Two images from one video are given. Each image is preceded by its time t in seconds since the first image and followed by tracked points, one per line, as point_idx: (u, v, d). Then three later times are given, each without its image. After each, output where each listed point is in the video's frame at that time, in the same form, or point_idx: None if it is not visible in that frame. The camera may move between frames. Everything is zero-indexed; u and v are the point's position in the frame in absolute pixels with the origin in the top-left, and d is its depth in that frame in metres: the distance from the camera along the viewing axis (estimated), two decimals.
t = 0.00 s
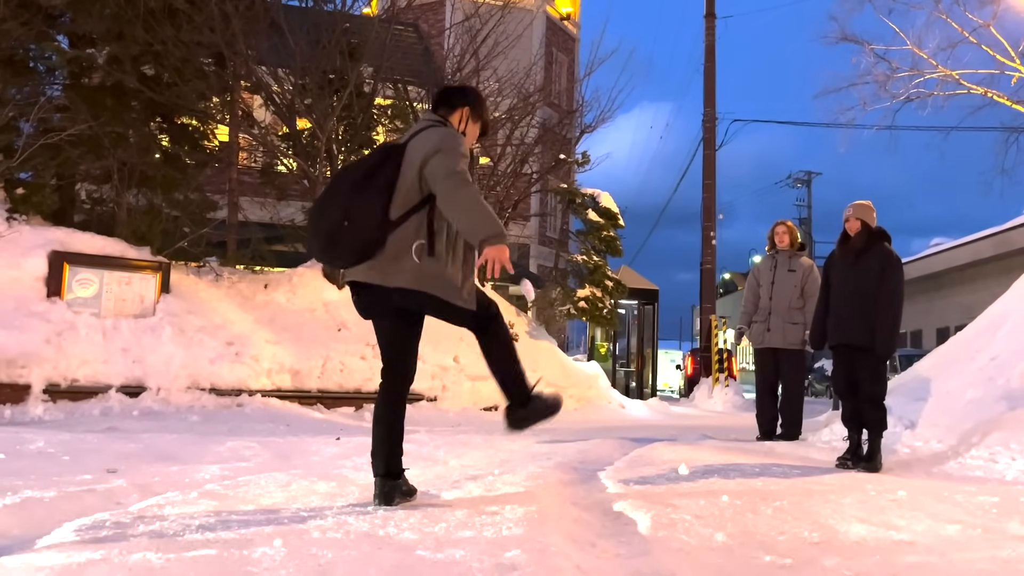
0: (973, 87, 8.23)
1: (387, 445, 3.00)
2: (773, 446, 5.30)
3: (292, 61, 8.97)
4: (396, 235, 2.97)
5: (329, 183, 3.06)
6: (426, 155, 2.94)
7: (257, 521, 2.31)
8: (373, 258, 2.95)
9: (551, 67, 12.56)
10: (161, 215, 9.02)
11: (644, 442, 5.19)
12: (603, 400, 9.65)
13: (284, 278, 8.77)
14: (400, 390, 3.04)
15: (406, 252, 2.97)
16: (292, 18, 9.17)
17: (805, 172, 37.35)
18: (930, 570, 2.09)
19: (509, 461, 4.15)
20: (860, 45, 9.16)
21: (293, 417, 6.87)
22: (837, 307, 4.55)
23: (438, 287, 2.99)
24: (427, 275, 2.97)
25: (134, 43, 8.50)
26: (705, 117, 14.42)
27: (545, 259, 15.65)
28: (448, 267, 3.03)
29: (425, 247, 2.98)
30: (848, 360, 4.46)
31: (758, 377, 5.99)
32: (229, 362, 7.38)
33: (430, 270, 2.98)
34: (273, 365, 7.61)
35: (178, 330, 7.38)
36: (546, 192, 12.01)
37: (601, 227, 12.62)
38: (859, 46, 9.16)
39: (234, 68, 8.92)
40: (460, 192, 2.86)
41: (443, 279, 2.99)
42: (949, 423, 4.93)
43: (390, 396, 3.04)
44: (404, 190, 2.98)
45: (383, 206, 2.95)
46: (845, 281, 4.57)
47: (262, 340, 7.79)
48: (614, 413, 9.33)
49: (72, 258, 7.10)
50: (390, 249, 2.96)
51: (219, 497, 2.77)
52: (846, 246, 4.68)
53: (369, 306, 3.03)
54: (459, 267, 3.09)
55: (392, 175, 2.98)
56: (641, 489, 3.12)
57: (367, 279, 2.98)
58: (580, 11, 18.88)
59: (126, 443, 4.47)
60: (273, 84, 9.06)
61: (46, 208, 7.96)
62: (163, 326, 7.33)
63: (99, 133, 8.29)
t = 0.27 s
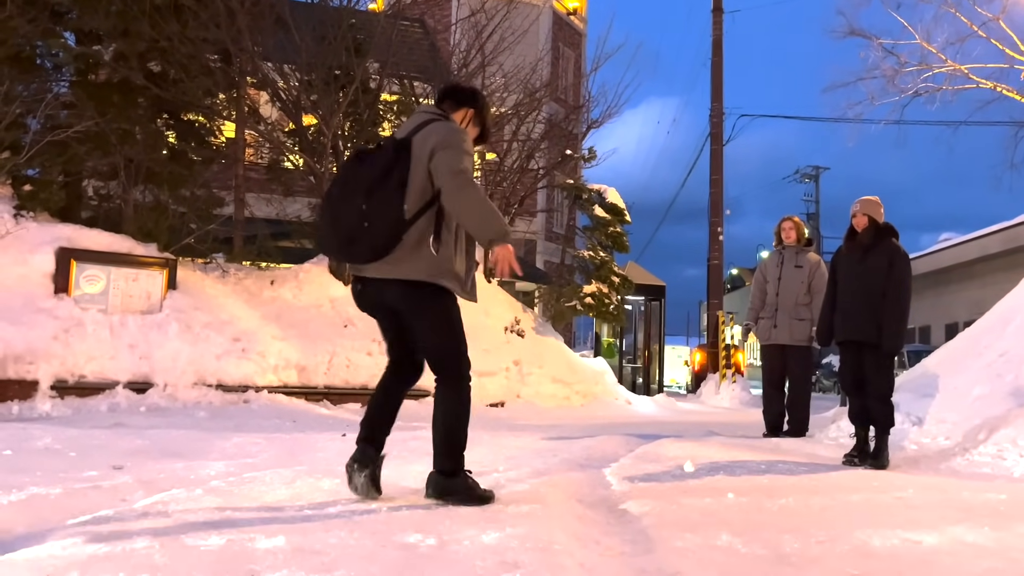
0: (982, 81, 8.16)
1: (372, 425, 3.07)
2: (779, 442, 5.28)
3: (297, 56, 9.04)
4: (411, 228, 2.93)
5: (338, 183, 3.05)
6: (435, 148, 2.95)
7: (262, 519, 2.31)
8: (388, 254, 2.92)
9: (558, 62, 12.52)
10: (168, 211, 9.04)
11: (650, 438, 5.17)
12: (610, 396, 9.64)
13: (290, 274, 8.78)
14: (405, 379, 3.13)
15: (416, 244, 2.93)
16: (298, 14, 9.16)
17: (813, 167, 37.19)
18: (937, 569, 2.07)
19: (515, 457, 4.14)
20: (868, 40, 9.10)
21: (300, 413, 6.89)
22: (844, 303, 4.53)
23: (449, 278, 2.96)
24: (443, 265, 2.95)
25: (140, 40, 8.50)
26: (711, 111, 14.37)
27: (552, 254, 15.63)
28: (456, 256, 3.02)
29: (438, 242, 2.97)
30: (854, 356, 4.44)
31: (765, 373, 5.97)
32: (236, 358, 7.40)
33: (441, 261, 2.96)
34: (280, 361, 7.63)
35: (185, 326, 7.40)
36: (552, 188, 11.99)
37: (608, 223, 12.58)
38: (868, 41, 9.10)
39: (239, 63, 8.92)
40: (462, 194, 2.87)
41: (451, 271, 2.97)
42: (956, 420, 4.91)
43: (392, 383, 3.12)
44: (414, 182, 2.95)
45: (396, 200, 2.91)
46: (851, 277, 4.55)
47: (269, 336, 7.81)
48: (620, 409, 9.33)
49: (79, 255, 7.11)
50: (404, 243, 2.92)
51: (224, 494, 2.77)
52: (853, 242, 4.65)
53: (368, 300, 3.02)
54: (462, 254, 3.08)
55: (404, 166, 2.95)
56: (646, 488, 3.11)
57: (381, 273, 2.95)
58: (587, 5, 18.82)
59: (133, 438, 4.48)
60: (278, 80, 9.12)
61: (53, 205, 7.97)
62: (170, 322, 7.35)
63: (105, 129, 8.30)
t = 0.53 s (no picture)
0: (1000, 65, 8.03)
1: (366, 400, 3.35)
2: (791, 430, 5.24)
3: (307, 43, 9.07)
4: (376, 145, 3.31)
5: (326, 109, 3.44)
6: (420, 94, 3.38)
7: (264, 505, 2.31)
8: (344, 166, 3.30)
9: (569, 48, 12.43)
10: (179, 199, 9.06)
11: (660, 426, 5.14)
12: (622, 383, 9.62)
13: (301, 262, 8.79)
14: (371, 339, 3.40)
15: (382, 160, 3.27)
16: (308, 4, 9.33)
17: (829, 154, 36.85)
18: (947, 559, 2.04)
19: (523, 445, 4.13)
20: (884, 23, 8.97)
21: (311, 400, 6.90)
22: (856, 288, 4.47)
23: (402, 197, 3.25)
24: (410, 181, 3.27)
25: (151, 27, 8.52)
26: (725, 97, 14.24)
27: (564, 242, 15.58)
28: (427, 181, 3.33)
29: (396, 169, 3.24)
30: (866, 343, 4.39)
31: (776, 361, 5.92)
32: (246, 346, 7.41)
33: (409, 180, 3.27)
34: (291, 349, 7.64)
35: (196, 314, 7.41)
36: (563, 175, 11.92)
37: (620, 211, 12.48)
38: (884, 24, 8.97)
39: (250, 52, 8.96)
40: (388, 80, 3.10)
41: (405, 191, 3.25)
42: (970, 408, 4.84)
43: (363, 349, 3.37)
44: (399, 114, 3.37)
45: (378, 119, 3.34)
46: (864, 262, 4.49)
47: (280, 324, 7.82)
48: (632, 396, 9.31)
49: (91, 243, 7.13)
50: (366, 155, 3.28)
51: (228, 480, 2.77)
52: (866, 227, 4.59)
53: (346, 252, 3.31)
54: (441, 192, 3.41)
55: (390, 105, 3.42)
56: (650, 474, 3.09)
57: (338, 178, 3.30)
58: None
59: (143, 426, 4.49)
60: (287, 66, 9.02)
61: (66, 193, 8.01)
62: (182, 310, 7.37)
63: (115, 117, 8.30)
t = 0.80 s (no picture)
0: None
1: (365, 450, 2.97)
2: (825, 430, 5.12)
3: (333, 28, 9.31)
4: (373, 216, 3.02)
5: (327, 154, 3.12)
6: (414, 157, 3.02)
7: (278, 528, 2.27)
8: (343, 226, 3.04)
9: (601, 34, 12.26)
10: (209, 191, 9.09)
11: (690, 425, 5.05)
12: (651, 374, 9.52)
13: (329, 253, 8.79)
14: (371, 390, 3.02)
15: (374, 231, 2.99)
16: None
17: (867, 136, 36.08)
18: None
19: (548, 449, 4.07)
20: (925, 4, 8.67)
21: (338, 393, 6.91)
22: (892, 288, 4.33)
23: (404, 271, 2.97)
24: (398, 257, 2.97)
25: (177, 20, 8.17)
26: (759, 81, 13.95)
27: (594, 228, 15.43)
28: (419, 251, 3.01)
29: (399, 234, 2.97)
30: (903, 344, 4.26)
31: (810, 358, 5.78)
32: (275, 338, 7.43)
33: (400, 255, 2.97)
34: (319, 341, 7.63)
35: (225, 307, 7.44)
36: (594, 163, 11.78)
37: (650, 198, 12.28)
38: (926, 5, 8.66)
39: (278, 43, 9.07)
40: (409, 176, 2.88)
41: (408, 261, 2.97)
42: (1014, 407, 4.68)
43: (362, 399, 3.00)
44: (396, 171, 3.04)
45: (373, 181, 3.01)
46: (901, 261, 4.34)
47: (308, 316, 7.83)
48: (661, 387, 9.23)
49: (122, 237, 7.20)
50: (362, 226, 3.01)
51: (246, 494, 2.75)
52: (905, 224, 4.43)
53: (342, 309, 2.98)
54: (432, 254, 3.08)
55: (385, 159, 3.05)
56: (677, 491, 3.03)
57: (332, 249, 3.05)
58: None
59: (170, 424, 4.50)
60: (314, 57, 9.30)
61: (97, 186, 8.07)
62: (211, 302, 7.40)
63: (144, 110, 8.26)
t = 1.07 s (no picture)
0: None
1: (409, 482, 2.98)
2: (899, 460, 4.89)
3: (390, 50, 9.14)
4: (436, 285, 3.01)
5: (386, 211, 3.02)
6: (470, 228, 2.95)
7: None
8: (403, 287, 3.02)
9: (657, 51, 12.16)
10: (270, 214, 9.24)
11: (756, 455, 4.88)
12: (713, 396, 9.30)
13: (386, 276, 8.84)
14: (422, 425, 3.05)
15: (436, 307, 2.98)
16: (389, 15, 9.42)
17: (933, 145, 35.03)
18: None
19: (608, 482, 3.97)
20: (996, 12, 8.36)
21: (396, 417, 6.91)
22: (970, 315, 4.12)
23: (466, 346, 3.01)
24: (463, 334, 2.99)
25: (240, 48, 8.60)
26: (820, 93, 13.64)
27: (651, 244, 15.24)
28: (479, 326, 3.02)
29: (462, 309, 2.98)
30: (983, 374, 4.04)
31: (881, 383, 5.55)
32: (334, 361, 7.47)
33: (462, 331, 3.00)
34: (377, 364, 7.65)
35: (286, 330, 7.53)
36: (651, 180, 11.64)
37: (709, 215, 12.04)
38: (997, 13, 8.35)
39: (335, 67, 9.03)
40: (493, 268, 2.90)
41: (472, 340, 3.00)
42: None
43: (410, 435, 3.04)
44: (451, 238, 2.97)
45: (432, 251, 2.97)
46: (979, 286, 4.12)
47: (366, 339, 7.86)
48: (724, 409, 9.00)
49: (185, 262, 7.36)
50: (421, 295, 2.98)
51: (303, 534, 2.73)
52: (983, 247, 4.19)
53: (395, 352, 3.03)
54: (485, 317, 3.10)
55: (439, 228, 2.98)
56: (745, 535, 2.91)
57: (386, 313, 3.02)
58: None
59: (231, 452, 4.54)
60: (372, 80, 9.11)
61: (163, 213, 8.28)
62: (271, 327, 7.50)
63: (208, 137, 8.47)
